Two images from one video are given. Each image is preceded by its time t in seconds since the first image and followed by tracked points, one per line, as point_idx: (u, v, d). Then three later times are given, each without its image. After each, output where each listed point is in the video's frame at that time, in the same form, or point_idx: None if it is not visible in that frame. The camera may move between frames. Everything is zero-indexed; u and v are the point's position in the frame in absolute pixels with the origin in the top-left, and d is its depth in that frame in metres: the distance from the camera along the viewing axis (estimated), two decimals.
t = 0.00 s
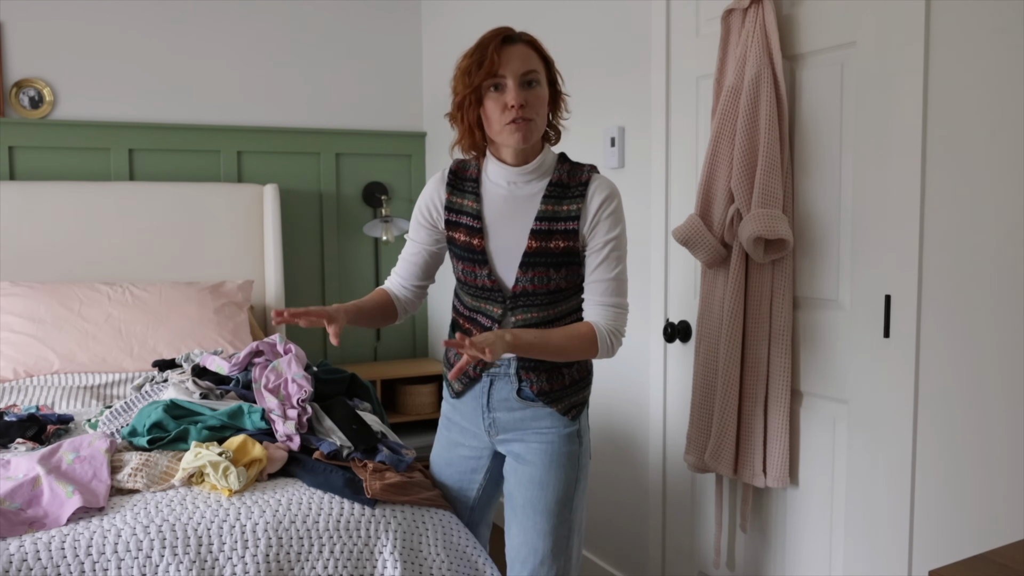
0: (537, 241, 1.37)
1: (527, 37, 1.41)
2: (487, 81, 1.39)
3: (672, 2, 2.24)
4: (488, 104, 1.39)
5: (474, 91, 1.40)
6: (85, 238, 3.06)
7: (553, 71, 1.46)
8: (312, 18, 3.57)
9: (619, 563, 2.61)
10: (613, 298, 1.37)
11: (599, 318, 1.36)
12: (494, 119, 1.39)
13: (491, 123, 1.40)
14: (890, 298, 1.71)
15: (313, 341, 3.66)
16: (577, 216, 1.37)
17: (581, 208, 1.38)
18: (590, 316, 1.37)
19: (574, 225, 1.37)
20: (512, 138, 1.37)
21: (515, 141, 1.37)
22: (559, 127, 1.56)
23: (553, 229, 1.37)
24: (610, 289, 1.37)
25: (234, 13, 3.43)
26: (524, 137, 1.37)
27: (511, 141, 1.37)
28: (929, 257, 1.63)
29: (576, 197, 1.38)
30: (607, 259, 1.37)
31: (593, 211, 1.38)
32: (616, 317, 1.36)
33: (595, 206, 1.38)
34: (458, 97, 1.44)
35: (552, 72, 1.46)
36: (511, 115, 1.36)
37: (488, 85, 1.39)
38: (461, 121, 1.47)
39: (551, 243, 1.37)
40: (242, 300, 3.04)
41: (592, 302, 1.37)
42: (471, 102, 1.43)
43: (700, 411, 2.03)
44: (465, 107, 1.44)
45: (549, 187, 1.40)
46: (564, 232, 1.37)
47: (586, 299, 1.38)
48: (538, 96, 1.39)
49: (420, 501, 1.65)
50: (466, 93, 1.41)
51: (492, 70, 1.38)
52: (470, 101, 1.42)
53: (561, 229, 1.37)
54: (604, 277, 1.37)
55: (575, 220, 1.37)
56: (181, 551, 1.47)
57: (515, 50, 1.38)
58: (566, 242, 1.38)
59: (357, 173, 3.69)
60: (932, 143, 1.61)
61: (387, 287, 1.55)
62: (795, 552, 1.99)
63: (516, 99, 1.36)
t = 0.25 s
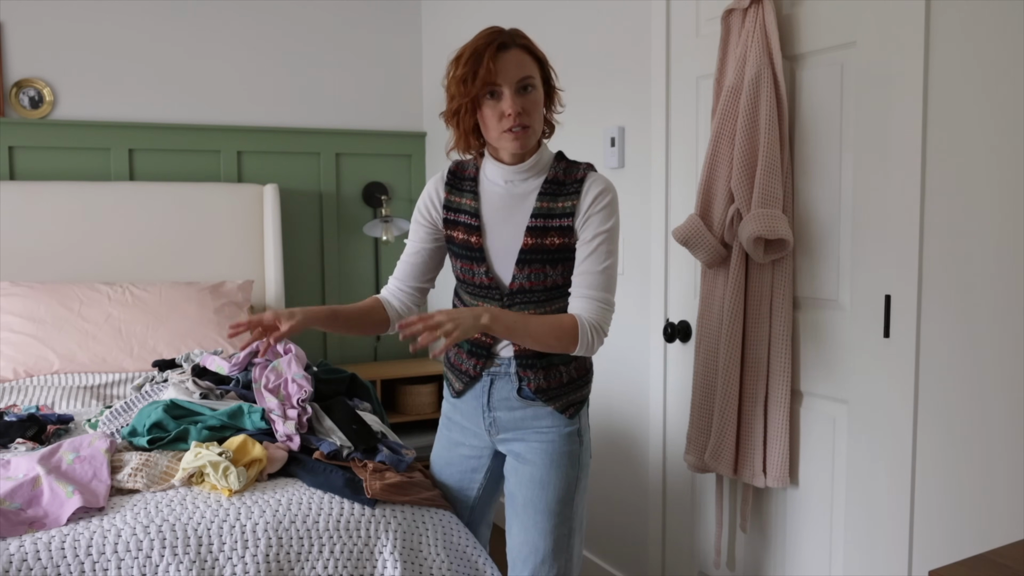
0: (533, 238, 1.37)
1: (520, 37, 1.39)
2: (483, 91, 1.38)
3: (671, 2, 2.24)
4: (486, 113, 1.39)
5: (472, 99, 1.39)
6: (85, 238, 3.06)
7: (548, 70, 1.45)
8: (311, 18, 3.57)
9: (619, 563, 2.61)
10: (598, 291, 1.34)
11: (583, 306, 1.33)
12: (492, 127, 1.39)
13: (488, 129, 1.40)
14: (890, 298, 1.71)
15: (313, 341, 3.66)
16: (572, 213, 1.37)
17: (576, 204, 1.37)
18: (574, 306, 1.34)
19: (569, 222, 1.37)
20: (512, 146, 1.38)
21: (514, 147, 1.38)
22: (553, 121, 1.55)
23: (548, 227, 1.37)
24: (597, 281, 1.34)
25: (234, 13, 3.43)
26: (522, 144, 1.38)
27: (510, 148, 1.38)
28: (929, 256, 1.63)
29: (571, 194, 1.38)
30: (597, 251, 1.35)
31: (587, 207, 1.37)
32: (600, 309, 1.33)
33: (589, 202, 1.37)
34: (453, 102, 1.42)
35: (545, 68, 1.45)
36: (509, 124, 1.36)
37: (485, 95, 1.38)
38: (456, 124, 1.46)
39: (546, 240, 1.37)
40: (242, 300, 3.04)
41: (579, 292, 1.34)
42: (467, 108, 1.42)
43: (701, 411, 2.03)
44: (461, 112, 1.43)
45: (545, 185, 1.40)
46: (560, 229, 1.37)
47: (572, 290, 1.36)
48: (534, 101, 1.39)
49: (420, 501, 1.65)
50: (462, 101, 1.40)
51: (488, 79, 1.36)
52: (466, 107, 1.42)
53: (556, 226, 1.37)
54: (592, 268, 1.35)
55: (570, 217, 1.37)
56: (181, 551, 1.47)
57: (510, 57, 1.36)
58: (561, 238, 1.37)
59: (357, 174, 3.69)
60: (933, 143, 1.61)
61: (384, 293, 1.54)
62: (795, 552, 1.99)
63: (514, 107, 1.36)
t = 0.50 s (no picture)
0: (530, 239, 1.37)
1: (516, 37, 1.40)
2: (475, 84, 1.39)
3: (671, 2, 2.24)
4: (478, 107, 1.39)
5: (462, 92, 1.40)
6: (85, 238, 3.06)
7: (545, 72, 1.45)
8: (311, 18, 3.57)
9: (619, 564, 2.61)
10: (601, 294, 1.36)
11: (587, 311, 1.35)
12: (483, 122, 1.39)
13: (480, 126, 1.40)
14: (890, 298, 1.71)
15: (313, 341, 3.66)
16: (570, 214, 1.37)
17: (573, 205, 1.37)
18: (577, 311, 1.36)
19: (567, 223, 1.37)
20: (500, 141, 1.37)
21: (504, 144, 1.37)
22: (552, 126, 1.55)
23: (546, 227, 1.37)
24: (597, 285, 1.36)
25: (233, 13, 3.43)
26: (513, 142, 1.37)
27: (500, 144, 1.38)
28: (930, 256, 1.63)
29: (568, 195, 1.38)
30: (596, 255, 1.36)
31: (585, 207, 1.37)
32: (603, 314, 1.36)
33: (586, 202, 1.37)
34: (449, 99, 1.43)
35: (542, 70, 1.45)
36: (498, 118, 1.36)
37: (476, 88, 1.39)
38: (450, 121, 1.47)
39: (544, 241, 1.37)
40: (242, 300, 3.04)
41: (581, 297, 1.36)
42: (461, 104, 1.42)
43: (701, 411, 2.03)
44: (454, 107, 1.44)
45: (542, 186, 1.40)
46: (557, 229, 1.37)
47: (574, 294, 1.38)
48: (526, 99, 1.38)
49: (420, 501, 1.65)
50: (455, 96, 1.41)
51: (480, 73, 1.38)
52: (460, 103, 1.42)
53: (553, 227, 1.37)
54: (592, 272, 1.36)
55: (567, 217, 1.37)
56: (181, 551, 1.47)
57: (502, 53, 1.38)
58: (559, 239, 1.37)
59: (357, 173, 3.69)
60: (933, 143, 1.61)
61: (403, 306, 1.54)
62: (795, 552, 1.99)
63: (504, 101, 1.36)
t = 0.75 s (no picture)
0: (527, 240, 1.37)
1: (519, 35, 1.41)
2: (473, 76, 1.39)
3: (671, 2, 2.24)
4: (475, 101, 1.39)
5: (461, 85, 1.41)
6: (85, 238, 3.06)
7: (546, 73, 1.45)
8: (311, 18, 3.57)
9: (619, 563, 2.61)
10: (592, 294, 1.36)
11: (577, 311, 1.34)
12: (479, 115, 1.39)
13: (476, 118, 1.40)
14: (890, 298, 1.71)
15: (313, 341, 3.66)
16: (567, 214, 1.37)
17: (570, 205, 1.38)
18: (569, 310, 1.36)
19: (564, 223, 1.37)
20: (495, 135, 1.37)
21: (499, 138, 1.37)
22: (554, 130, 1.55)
23: (542, 228, 1.37)
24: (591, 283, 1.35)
25: (233, 13, 3.43)
26: (507, 135, 1.36)
27: (494, 138, 1.37)
28: (929, 256, 1.63)
29: (565, 195, 1.39)
30: (589, 253, 1.36)
31: (580, 208, 1.38)
32: (595, 313, 1.35)
33: (582, 203, 1.38)
34: (448, 94, 1.44)
35: (544, 72, 1.45)
36: (493, 110, 1.36)
37: (474, 81, 1.39)
38: (451, 116, 1.48)
39: (541, 241, 1.37)
40: (242, 300, 3.04)
41: (573, 296, 1.36)
42: (460, 98, 1.43)
43: (701, 410, 2.04)
44: (453, 101, 1.44)
45: (539, 186, 1.40)
46: (554, 230, 1.37)
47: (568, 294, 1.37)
48: (523, 95, 1.38)
49: (420, 501, 1.65)
50: (454, 89, 1.41)
51: (478, 66, 1.38)
52: (459, 98, 1.43)
53: (550, 228, 1.37)
54: (586, 271, 1.36)
55: (564, 218, 1.37)
56: (181, 551, 1.47)
57: (502, 47, 1.38)
58: (556, 239, 1.37)
59: (357, 173, 3.69)
60: (933, 143, 1.61)
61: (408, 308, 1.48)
62: (795, 552, 1.99)
63: (499, 94, 1.35)
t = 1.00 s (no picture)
0: (526, 240, 1.37)
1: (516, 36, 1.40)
2: (469, 80, 1.39)
3: (672, 2, 2.24)
4: (472, 104, 1.39)
5: (458, 88, 1.41)
6: (85, 238, 3.06)
7: (545, 73, 1.44)
8: (311, 18, 3.56)
9: (619, 563, 2.61)
10: (606, 293, 1.37)
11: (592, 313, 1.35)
12: (476, 119, 1.39)
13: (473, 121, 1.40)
14: (890, 298, 1.71)
15: (313, 341, 3.66)
16: (565, 214, 1.37)
17: (569, 206, 1.37)
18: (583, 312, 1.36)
19: (563, 224, 1.37)
20: (491, 139, 1.37)
21: (495, 142, 1.37)
22: (554, 128, 1.55)
23: (541, 228, 1.37)
24: (599, 284, 1.36)
25: (233, 13, 3.43)
26: (503, 140, 1.37)
27: (490, 142, 1.37)
28: (930, 256, 1.63)
29: (564, 196, 1.38)
30: (594, 254, 1.36)
31: (580, 207, 1.38)
32: (608, 313, 1.36)
33: (582, 203, 1.38)
34: (447, 96, 1.44)
35: (543, 71, 1.44)
36: (489, 115, 1.36)
37: (471, 84, 1.39)
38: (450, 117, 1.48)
39: (539, 242, 1.37)
40: (242, 300, 3.04)
41: (585, 298, 1.36)
42: (458, 101, 1.43)
43: (701, 411, 2.04)
44: (451, 103, 1.44)
45: (538, 186, 1.40)
46: (553, 230, 1.37)
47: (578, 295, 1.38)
48: (519, 98, 1.37)
49: (420, 501, 1.65)
50: (452, 92, 1.41)
51: (474, 69, 1.38)
52: (457, 100, 1.43)
53: (549, 229, 1.37)
54: (592, 271, 1.36)
55: (563, 218, 1.37)
56: (181, 551, 1.47)
57: (497, 50, 1.37)
58: (555, 240, 1.37)
59: (357, 173, 3.69)
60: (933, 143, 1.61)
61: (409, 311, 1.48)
62: (795, 552, 1.99)
63: (494, 98, 1.35)
